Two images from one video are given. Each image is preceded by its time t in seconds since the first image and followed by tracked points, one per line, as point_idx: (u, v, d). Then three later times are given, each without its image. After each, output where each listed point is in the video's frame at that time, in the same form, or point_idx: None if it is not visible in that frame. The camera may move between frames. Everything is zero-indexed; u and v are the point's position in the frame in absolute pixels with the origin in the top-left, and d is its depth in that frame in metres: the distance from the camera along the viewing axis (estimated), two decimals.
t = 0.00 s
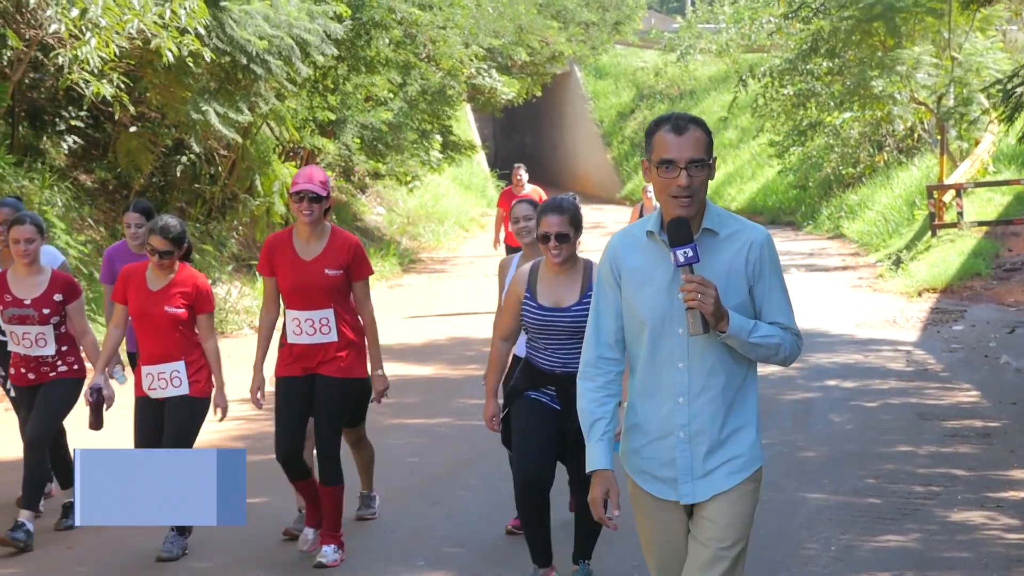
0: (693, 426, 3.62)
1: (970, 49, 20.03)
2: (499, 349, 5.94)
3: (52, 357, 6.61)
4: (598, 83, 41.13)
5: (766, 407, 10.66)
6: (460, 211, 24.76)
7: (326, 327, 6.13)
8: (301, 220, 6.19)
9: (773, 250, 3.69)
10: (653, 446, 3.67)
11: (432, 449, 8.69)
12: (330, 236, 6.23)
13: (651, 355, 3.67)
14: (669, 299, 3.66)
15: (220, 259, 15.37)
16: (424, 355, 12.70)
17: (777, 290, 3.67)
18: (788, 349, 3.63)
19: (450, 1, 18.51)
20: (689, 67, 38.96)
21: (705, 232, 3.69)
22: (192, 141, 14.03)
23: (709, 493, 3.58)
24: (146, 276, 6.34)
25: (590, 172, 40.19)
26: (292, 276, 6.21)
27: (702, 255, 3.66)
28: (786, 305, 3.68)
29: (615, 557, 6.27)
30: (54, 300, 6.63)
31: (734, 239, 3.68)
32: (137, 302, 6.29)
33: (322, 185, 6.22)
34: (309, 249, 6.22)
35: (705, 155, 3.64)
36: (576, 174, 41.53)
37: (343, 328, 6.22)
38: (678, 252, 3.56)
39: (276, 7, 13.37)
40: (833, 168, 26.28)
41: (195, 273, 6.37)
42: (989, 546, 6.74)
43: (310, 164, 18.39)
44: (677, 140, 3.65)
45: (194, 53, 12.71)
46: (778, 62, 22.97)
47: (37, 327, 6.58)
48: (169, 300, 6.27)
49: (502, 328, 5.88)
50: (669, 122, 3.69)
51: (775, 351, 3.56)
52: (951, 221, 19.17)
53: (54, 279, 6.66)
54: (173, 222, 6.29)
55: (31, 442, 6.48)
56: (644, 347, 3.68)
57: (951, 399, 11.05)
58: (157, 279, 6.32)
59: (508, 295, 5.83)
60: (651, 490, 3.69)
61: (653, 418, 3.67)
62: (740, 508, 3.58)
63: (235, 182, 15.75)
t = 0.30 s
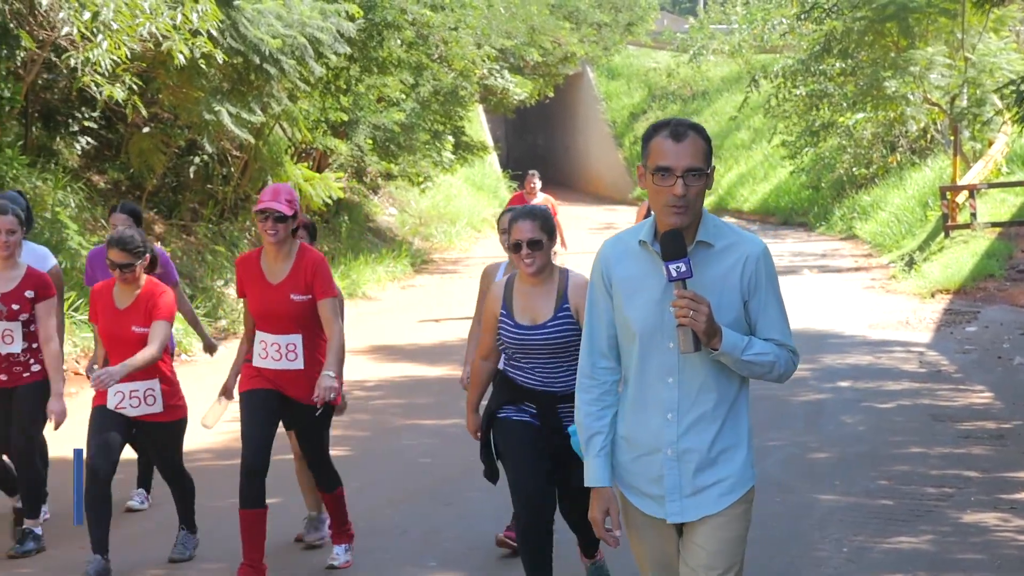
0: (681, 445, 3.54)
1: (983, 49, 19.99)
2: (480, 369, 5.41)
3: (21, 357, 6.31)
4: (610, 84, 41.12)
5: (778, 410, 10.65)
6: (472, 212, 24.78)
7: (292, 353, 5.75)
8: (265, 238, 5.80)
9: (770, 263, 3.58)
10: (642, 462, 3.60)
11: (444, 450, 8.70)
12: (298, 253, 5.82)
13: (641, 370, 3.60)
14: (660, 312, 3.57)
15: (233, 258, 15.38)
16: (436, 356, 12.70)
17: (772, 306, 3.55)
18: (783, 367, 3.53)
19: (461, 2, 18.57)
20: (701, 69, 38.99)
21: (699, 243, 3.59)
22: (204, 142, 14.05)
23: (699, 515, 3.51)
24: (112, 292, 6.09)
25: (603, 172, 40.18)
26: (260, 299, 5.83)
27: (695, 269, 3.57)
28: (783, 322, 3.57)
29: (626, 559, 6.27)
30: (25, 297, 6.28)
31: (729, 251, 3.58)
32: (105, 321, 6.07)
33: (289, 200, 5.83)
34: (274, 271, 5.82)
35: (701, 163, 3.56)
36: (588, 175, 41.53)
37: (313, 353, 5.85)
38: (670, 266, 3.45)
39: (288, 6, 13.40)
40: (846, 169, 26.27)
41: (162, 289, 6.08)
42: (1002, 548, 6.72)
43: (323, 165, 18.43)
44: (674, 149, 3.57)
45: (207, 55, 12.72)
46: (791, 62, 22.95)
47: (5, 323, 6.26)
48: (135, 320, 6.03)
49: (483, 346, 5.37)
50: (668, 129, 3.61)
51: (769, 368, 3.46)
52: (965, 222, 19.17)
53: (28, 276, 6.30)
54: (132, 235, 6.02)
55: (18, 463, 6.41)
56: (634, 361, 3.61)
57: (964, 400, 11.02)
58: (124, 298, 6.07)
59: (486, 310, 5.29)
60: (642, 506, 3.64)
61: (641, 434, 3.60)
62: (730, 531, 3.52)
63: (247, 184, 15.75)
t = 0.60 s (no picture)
0: (678, 457, 3.38)
1: (1001, 52, 19.93)
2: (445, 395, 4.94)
3: None
4: (627, 86, 41.12)
5: (795, 413, 10.64)
6: (489, 215, 24.80)
7: (265, 342, 5.43)
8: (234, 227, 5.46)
9: (771, 269, 3.41)
10: (635, 472, 3.44)
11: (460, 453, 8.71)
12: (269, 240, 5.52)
13: (635, 377, 3.43)
14: (655, 319, 3.41)
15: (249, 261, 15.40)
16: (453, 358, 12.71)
17: (772, 314, 3.38)
18: (781, 380, 3.37)
19: (477, 4, 18.61)
20: (718, 71, 39.00)
21: (698, 247, 3.41)
22: (222, 144, 14.09)
23: (695, 530, 3.36)
24: (71, 283, 5.79)
25: (619, 174, 40.19)
26: (227, 288, 5.48)
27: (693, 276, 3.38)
28: (783, 331, 3.40)
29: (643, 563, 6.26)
30: None
31: (729, 256, 3.40)
32: (67, 312, 5.77)
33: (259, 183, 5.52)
34: (245, 256, 5.48)
35: (702, 160, 3.37)
36: (604, 178, 41.54)
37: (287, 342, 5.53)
38: (668, 274, 3.27)
39: (305, 7, 13.42)
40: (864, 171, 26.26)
41: (124, 277, 5.81)
42: (1020, 551, 6.71)
43: (340, 169, 18.45)
44: (675, 145, 3.38)
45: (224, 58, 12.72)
46: (808, 65, 22.91)
47: None
48: (104, 306, 5.76)
49: (453, 362, 4.98)
50: (667, 125, 3.42)
51: (769, 380, 3.31)
52: (983, 226, 19.14)
53: None
54: (92, 221, 5.76)
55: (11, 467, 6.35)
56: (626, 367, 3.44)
57: (981, 403, 11.00)
58: (85, 286, 5.78)
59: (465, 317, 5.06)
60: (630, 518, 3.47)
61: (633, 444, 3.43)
62: (733, 546, 3.37)
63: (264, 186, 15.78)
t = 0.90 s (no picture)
0: (683, 466, 3.27)
1: (1017, 52, 19.89)
2: (434, 392, 4.82)
3: None
4: (641, 87, 41.13)
5: (810, 414, 10.63)
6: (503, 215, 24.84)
7: (244, 370, 5.22)
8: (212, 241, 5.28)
9: (781, 272, 3.34)
10: (636, 481, 3.32)
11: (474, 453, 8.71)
12: (249, 261, 5.35)
13: (638, 382, 3.33)
14: (660, 323, 3.31)
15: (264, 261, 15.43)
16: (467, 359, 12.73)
17: (783, 319, 3.32)
18: (792, 385, 3.32)
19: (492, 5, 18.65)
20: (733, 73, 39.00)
21: (705, 249, 3.34)
22: (237, 145, 14.13)
23: (699, 542, 3.26)
24: (31, 302, 5.45)
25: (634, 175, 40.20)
26: (204, 311, 5.28)
27: (700, 279, 3.32)
28: (794, 334, 3.35)
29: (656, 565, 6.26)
30: None
31: (738, 258, 3.33)
32: (24, 333, 5.40)
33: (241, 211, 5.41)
34: (224, 278, 5.30)
35: (709, 161, 3.31)
36: (618, 178, 41.55)
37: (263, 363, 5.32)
38: (675, 279, 3.21)
39: (318, 10, 13.41)
40: (879, 172, 26.25)
41: (87, 297, 5.49)
42: None
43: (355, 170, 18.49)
44: (682, 144, 3.32)
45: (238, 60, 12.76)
46: (823, 66, 22.88)
47: None
48: (63, 328, 5.39)
49: (438, 361, 4.80)
50: (675, 123, 3.35)
51: (779, 386, 3.25)
52: (999, 227, 19.12)
53: None
54: (57, 238, 5.51)
55: None
56: (630, 372, 3.34)
57: (997, 404, 10.98)
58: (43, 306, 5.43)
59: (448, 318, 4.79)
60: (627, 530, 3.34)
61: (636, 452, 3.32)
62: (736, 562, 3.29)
63: (279, 187, 15.82)
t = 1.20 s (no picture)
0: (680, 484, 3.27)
1: None
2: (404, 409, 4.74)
3: None
4: (657, 85, 41.11)
5: (826, 413, 10.61)
6: (519, 214, 24.86)
7: (217, 371, 5.04)
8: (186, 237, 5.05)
9: (779, 282, 3.34)
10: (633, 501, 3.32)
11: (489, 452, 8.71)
12: (223, 257, 5.10)
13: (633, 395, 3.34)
14: (655, 337, 3.33)
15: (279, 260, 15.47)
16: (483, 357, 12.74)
17: (782, 330, 3.31)
18: (792, 398, 3.30)
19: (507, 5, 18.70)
20: (749, 71, 38.98)
21: (700, 259, 3.35)
22: (252, 143, 14.16)
23: (697, 559, 3.26)
24: None
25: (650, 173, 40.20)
26: (179, 306, 5.12)
27: (697, 289, 3.33)
28: (792, 343, 3.34)
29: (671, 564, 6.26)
30: None
31: (735, 269, 3.34)
32: None
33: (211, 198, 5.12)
34: (197, 273, 5.09)
35: (707, 167, 3.31)
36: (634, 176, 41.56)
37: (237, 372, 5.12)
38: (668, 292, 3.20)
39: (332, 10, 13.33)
40: (895, 170, 26.22)
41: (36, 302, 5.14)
42: None
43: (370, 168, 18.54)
44: (677, 150, 3.33)
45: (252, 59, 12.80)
46: (838, 64, 22.86)
47: None
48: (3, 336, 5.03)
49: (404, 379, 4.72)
50: (669, 128, 3.37)
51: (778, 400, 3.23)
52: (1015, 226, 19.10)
53: None
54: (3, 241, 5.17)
55: None
56: (624, 386, 3.36)
57: (1014, 403, 10.95)
58: None
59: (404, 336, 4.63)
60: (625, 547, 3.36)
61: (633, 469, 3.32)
62: None
63: (295, 185, 15.83)
